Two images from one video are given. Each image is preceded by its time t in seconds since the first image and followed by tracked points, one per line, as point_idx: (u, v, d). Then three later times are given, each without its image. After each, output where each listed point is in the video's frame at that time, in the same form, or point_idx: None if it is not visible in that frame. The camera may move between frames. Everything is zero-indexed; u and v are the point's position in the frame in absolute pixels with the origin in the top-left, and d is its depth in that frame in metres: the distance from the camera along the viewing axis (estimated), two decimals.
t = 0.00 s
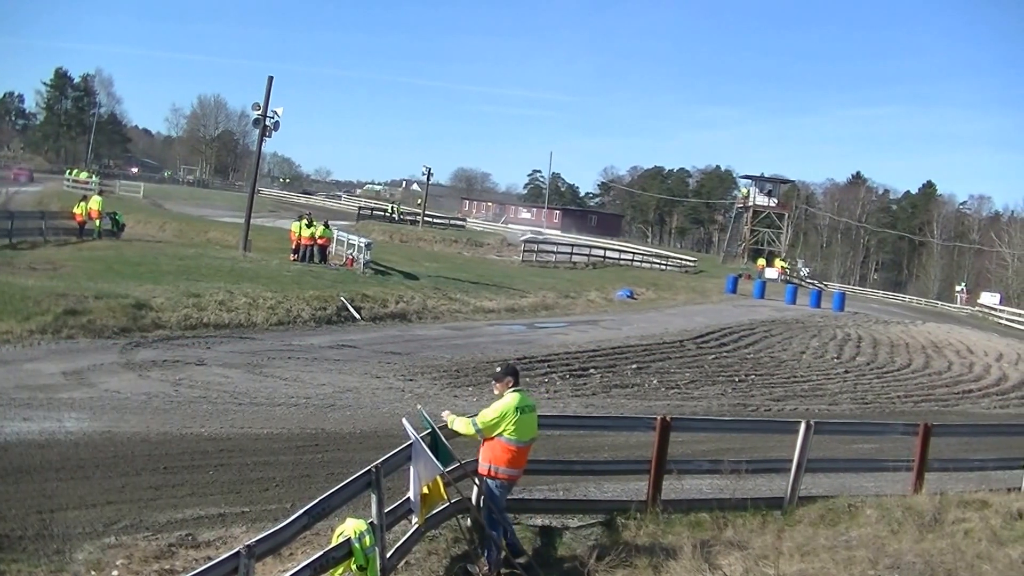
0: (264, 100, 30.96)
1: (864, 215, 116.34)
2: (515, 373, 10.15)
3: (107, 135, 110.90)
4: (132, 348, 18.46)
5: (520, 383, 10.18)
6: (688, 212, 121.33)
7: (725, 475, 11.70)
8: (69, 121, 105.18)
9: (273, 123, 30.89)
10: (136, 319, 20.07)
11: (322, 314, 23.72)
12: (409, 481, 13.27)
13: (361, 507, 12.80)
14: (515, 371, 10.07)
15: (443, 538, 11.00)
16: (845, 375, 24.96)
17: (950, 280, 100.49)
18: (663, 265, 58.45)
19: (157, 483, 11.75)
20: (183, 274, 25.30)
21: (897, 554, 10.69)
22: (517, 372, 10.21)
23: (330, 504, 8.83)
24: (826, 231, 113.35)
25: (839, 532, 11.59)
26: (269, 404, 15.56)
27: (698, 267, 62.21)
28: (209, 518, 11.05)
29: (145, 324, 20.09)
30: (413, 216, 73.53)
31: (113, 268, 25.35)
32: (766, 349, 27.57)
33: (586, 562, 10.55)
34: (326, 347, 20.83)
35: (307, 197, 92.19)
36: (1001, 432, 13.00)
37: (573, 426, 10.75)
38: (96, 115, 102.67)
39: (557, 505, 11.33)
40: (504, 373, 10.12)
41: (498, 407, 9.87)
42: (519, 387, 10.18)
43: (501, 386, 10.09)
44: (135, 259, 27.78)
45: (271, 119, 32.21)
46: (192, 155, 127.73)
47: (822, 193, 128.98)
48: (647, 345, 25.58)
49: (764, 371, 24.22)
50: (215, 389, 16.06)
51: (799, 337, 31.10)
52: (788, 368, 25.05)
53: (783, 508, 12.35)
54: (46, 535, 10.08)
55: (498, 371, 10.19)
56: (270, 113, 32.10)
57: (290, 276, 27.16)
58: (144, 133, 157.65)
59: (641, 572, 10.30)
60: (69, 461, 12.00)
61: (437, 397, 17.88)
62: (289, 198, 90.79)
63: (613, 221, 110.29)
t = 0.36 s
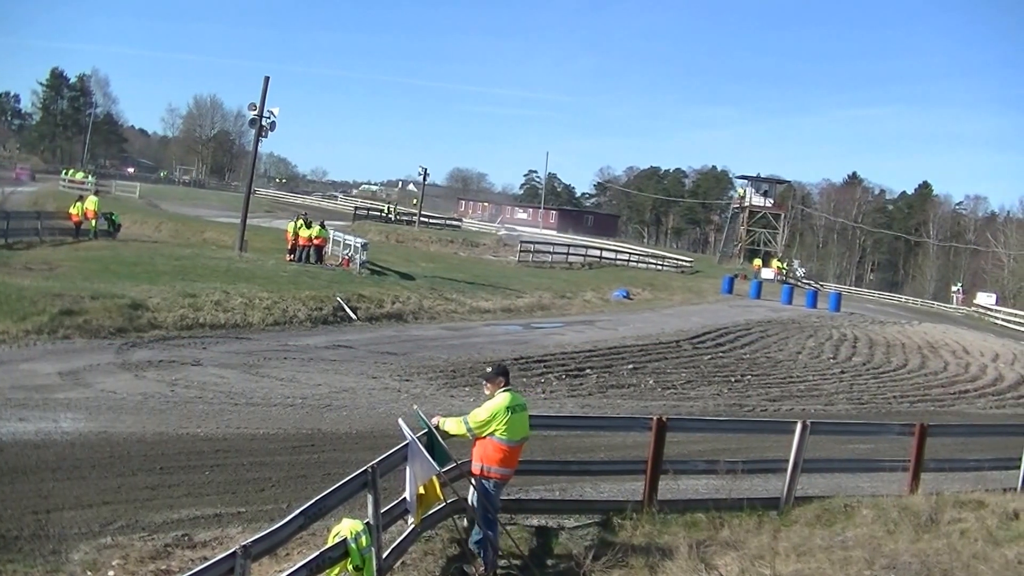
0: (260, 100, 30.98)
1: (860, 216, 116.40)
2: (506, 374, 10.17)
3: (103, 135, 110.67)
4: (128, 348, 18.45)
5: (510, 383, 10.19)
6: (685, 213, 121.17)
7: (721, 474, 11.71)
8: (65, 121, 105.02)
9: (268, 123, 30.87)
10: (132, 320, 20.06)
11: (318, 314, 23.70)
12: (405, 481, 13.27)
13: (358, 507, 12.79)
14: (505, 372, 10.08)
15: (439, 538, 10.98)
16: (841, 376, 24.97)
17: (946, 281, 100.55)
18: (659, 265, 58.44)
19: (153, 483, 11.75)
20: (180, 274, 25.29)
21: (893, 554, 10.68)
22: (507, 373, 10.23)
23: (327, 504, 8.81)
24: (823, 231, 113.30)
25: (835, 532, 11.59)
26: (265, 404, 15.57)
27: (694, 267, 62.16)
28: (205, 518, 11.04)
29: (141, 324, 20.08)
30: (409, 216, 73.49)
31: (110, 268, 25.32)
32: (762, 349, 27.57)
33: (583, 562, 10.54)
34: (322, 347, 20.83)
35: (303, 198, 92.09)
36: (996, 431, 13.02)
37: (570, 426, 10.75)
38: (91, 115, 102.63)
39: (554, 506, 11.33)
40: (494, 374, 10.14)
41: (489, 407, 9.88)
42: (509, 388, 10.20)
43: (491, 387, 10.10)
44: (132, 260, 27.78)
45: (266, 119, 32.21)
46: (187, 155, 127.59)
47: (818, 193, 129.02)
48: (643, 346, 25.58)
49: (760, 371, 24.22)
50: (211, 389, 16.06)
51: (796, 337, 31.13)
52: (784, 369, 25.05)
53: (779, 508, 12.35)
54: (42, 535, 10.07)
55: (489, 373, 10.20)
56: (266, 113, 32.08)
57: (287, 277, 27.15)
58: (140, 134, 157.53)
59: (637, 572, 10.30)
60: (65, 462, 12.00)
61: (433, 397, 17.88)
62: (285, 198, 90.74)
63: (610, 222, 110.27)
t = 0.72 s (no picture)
0: (257, 101, 30.97)
1: (858, 216, 116.43)
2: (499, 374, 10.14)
3: (99, 135, 110.63)
4: (124, 349, 18.40)
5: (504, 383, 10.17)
6: (682, 214, 121.15)
7: (720, 476, 11.70)
8: (61, 121, 105.00)
9: (265, 123, 30.85)
10: (128, 321, 20.04)
11: (315, 315, 23.67)
12: (402, 483, 13.24)
13: (355, 508, 12.75)
14: (500, 371, 10.06)
15: (437, 540, 10.94)
16: (839, 377, 24.94)
17: (945, 281, 100.54)
18: (657, 266, 58.42)
19: (149, 485, 11.71)
20: (177, 274, 25.26)
21: (892, 556, 10.65)
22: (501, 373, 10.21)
23: (324, 505, 8.77)
24: (821, 232, 113.22)
25: (834, 533, 11.57)
26: (262, 405, 15.53)
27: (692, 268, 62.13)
28: (202, 520, 11.00)
29: (137, 325, 20.05)
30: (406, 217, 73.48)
31: (106, 269, 25.29)
32: (760, 350, 27.55)
33: (580, 563, 10.50)
34: (319, 349, 20.78)
35: (300, 198, 92.03)
36: (994, 433, 13.00)
37: (568, 427, 10.73)
38: (88, 116, 102.64)
39: (551, 507, 11.30)
40: (488, 373, 10.10)
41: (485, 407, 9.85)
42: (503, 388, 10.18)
43: (487, 386, 10.05)
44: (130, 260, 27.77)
45: (263, 120, 32.20)
46: (184, 155, 127.56)
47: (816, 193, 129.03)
48: (641, 346, 25.56)
49: (758, 372, 24.18)
50: (208, 390, 16.02)
51: (794, 338, 31.11)
52: (782, 369, 25.02)
53: (778, 510, 12.33)
54: (38, 537, 10.03)
55: (483, 372, 10.15)
56: (263, 113, 32.07)
57: (284, 277, 27.12)
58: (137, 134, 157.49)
59: (635, 573, 10.27)
60: (61, 463, 11.96)
61: (431, 399, 17.86)
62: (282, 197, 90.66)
63: (607, 222, 110.20)
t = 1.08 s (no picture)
0: (254, 100, 30.94)
1: (858, 216, 116.44)
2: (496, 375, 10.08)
3: (96, 135, 110.72)
4: (121, 350, 18.35)
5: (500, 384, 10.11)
6: (682, 215, 121.18)
7: (719, 478, 11.72)
8: (58, 121, 105.00)
9: (263, 123, 30.81)
10: (125, 322, 19.99)
11: (313, 316, 23.61)
12: (400, 485, 13.18)
13: (352, 510, 12.70)
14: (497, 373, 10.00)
15: (435, 542, 10.88)
16: (839, 378, 24.88)
17: (945, 283, 100.53)
18: (656, 266, 58.37)
19: (146, 487, 11.66)
20: (175, 275, 25.22)
21: (892, 558, 10.59)
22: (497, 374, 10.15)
23: (321, 507, 8.72)
24: (821, 232, 113.17)
25: (834, 536, 11.52)
26: (260, 407, 15.48)
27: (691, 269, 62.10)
28: (199, 522, 10.96)
29: (134, 326, 20.00)
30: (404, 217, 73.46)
31: (102, 270, 25.24)
32: (760, 352, 27.49)
33: (579, 565, 10.45)
34: (317, 350, 20.73)
35: (299, 198, 92.04)
36: (995, 435, 12.95)
37: (567, 428, 10.68)
38: (85, 116, 102.69)
39: (550, 508, 11.24)
40: (485, 374, 10.04)
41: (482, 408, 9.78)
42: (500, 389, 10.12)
43: (484, 388, 9.99)
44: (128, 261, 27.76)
45: (261, 120, 32.18)
46: (181, 156, 127.62)
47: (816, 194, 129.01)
48: (640, 348, 25.51)
49: (757, 374, 24.12)
50: (205, 392, 15.96)
51: (794, 339, 31.07)
52: (782, 371, 24.96)
53: (778, 512, 12.29)
54: (34, 539, 9.98)
55: (481, 373, 10.08)
56: (261, 114, 32.06)
57: (283, 278, 27.08)
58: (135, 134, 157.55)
59: None
60: (57, 465, 11.90)
61: (429, 400, 17.80)
62: (281, 198, 90.62)
63: (606, 223, 110.20)
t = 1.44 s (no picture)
0: (252, 101, 30.90)
1: (858, 217, 116.53)
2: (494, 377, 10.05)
3: (92, 135, 110.82)
4: (117, 352, 18.28)
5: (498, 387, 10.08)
6: (681, 215, 121.21)
7: (718, 479, 11.65)
8: (54, 121, 104.95)
9: (261, 124, 30.77)
10: (122, 323, 19.92)
11: (311, 317, 23.54)
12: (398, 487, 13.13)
13: (350, 512, 12.64)
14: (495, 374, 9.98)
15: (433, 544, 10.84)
16: (839, 379, 24.85)
17: (944, 283, 100.59)
18: (654, 267, 58.35)
19: (142, 489, 11.59)
20: (172, 276, 25.16)
21: (892, 560, 10.55)
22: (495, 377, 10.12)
23: (319, 508, 8.66)
24: (820, 233, 113.18)
25: (833, 537, 11.47)
26: (257, 408, 15.42)
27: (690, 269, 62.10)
28: (196, 524, 10.90)
29: (131, 327, 19.93)
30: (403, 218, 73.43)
31: (98, 271, 25.18)
32: (759, 353, 27.46)
33: (578, 568, 10.40)
34: (315, 351, 20.68)
35: (297, 199, 92.05)
36: (995, 437, 12.93)
37: (565, 430, 10.64)
38: (82, 116, 102.71)
39: (548, 510, 11.18)
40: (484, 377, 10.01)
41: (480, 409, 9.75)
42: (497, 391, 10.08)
43: (483, 390, 9.96)
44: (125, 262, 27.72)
45: (259, 120, 32.12)
46: (179, 156, 127.68)
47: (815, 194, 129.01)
48: (638, 349, 25.47)
49: (756, 375, 24.08)
50: (202, 393, 15.90)
51: (793, 340, 31.02)
52: (781, 372, 24.92)
53: (777, 514, 12.26)
54: (30, 541, 9.91)
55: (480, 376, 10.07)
56: (259, 114, 31.99)
57: (281, 279, 27.02)
58: (133, 134, 157.55)
59: None
60: (53, 467, 11.83)
61: (427, 402, 17.75)
62: (279, 198, 90.61)
63: (604, 223, 110.24)
